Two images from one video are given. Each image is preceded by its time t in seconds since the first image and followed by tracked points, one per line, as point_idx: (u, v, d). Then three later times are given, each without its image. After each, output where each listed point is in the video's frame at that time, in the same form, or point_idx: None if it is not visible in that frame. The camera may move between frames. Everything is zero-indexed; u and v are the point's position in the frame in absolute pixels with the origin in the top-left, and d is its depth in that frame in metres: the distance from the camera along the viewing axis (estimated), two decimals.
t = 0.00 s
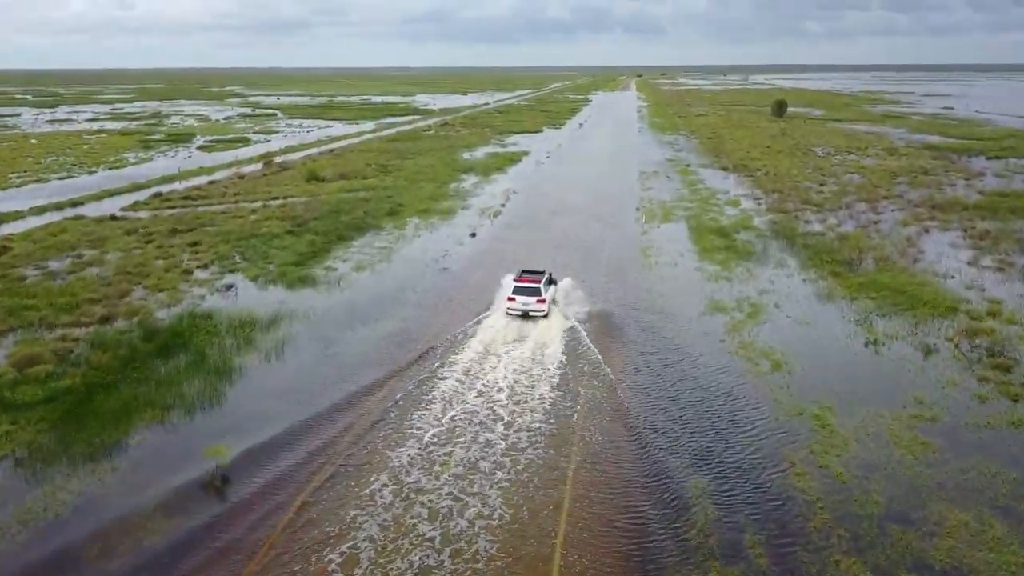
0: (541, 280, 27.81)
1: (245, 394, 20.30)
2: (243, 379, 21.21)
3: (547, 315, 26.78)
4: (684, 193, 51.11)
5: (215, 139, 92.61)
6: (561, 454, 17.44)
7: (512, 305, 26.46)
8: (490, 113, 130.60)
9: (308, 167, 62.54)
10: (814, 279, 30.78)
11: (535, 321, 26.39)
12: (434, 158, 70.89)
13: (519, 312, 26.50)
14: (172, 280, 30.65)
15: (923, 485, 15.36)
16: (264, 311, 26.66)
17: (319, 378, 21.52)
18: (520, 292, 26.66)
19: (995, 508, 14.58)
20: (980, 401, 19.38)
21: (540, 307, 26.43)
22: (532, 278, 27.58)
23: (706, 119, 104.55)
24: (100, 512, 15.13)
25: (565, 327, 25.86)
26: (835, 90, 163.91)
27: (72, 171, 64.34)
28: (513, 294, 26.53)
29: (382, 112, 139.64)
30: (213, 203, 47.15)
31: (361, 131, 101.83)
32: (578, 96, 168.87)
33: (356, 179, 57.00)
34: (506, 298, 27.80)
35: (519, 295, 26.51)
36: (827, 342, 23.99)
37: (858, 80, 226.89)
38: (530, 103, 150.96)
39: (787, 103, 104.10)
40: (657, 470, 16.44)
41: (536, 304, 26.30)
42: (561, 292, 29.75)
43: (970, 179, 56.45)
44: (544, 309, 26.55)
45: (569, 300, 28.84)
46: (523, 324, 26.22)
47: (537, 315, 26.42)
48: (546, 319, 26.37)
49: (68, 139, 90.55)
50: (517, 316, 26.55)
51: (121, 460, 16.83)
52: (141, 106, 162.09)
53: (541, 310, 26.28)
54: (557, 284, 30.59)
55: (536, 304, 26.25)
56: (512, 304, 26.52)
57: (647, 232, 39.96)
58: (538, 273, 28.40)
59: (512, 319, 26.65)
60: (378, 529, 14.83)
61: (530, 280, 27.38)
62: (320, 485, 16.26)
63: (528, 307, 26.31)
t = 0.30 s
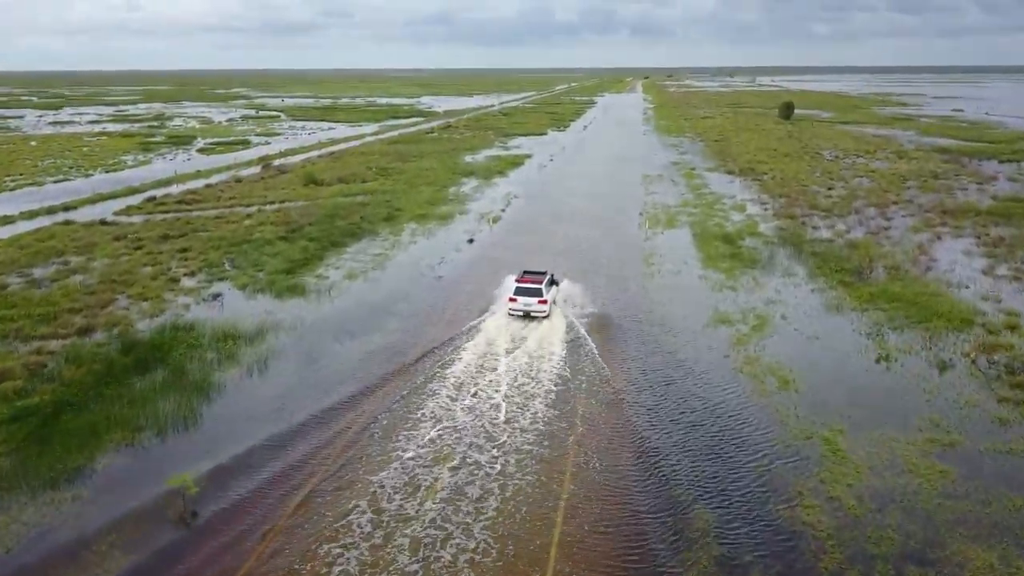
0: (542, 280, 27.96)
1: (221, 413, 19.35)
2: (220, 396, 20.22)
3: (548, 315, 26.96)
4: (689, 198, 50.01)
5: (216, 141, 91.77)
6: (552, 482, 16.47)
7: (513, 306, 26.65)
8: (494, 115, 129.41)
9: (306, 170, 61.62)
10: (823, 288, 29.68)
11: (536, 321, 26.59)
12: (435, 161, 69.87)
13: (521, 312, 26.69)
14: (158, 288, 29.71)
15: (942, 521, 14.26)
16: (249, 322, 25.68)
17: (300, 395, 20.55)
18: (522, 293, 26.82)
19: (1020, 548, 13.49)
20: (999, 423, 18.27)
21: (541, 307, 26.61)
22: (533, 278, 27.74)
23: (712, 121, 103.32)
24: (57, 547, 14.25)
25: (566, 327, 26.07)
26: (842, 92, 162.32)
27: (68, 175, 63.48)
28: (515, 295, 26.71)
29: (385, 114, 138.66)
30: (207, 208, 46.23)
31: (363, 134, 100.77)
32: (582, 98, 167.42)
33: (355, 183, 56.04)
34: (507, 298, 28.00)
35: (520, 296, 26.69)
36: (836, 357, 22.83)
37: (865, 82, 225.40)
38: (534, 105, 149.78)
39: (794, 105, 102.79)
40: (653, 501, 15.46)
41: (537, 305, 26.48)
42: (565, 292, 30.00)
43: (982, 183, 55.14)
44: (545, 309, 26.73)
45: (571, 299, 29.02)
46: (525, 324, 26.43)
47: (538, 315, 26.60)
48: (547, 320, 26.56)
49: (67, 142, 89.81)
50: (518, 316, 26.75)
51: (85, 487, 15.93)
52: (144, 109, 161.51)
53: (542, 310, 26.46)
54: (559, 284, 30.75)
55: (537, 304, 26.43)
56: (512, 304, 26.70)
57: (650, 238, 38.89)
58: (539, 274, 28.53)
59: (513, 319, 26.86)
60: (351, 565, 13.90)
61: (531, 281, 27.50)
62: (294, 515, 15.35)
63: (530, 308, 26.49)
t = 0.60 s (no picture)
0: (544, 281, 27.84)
1: (194, 435, 18.27)
2: (195, 417, 19.16)
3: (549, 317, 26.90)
4: (693, 202, 48.87)
5: (215, 144, 90.82)
6: (543, 513, 15.37)
7: (514, 306, 26.59)
8: (498, 117, 128.26)
9: (304, 173, 60.65)
10: (831, 298, 28.55)
11: (537, 322, 26.52)
12: (436, 164, 68.81)
13: (522, 313, 26.62)
14: (141, 297, 28.72)
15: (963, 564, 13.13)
16: (232, 336, 24.67)
17: (280, 416, 19.48)
18: (523, 293, 26.71)
19: None
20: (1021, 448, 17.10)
21: (542, 308, 26.51)
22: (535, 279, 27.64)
23: (718, 123, 102.09)
24: None
25: (568, 327, 26.16)
26: (849, 94, 160.72)
27: (62, 178, 62.54)
28: (517, 295, 26.61)
29: (388, 116, 137.63)
30: (200, 213, 45.27)
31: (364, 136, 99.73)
32: (587, 101, 166.18)
33: (353, 187, 55.03)
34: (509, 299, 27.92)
35: (521, 296, 26.60)
36: (845, 373, 21.67)
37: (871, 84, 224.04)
38: (538, 107, 148.58)
39: (801, 107, 101.47)
40: (651, 538, 14.36)
41: (538, 306, 26.38)
42: (566, 293, 30.05)
43: (994, 187, 53.82)
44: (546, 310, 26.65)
45: (572, 300, 28.98)
46: (526, 325, 26.37)
47: (539, 317, 26.51)
48: (548, 321, 26.48)
49: (66, 144, 89.01)
50: (519, 317, 26.70)
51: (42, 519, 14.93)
52: (147, 110, 161.02)
53: (543, 311, 26.36)
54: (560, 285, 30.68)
55: (538, 305, 26.32)
56: (514, 305, 26.62)
57: (652, 244, 37.78)
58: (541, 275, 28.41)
59: (514, 320, 26.81)
60: None
61: (533, 281, 27.38)
62: (263, 550, 14.30)
63: (531, 309, 26.41)
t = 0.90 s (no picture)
0: (546, 282, 28.02)
1: (164, 461, 17.25)
2: (166, 440, 18.14)
3: (551, 317, 27.04)
4: (697, 207, 47.77)
5: (214, 146, 89.93)
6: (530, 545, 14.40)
7: (516, 307, 26.80)
8: (501, 119, 127.19)
9: (301, 177, 59.69)
10: (839, 309, 27.44)
11: (539, 323, 26.65)
12: (436, 167, 67.78)
13: (523, 314, 26.83)
14: (123, 306, 27.77)
15: None
16: (213, 349, 23.67)
17: (257, 438, 18.45)
18: (525, 294, 26.93)
19: None
20: None
21: (543, 309, 26.65)
22: (536, 280, 27.80)
23: (723, 126, 100.91)
24: None
25: (568, 327, 26.30)
26: (855, 96, 159.41)
27: (56, 181, 61.68)
28: (518, 296, 26.84)
29: (391, 119, 136.76)
30: (192, 218, 44.36)
31: (365, 139, 98.76)
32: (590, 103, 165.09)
33: (350, 191, 54.06)
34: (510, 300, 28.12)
35: (522, 297, 26.81)
36: (855, 391, 20.53)
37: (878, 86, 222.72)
38: (543, 109, 147.56)
39: (807, 109, 100.23)
40: None
41: (539, 306, 26.53)
42: (567, 294, 30.23)
43: (1006, 192, 52.57)
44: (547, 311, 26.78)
45: (574, 301, 29.11)
46: (527, 326, 26.55)
47: (540, 317, 26.64)
48: (549, 323, 26.59)
49: (64, 147, 88.22)
50: (521, 317, 26.91)
51: None
52: (149, 112, 160.20)
53: (544, 312, 26.49)
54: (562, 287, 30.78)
55: (539, 306, 26.47)
56: (516, 305, 26.85)
57: (654, 251, 36.72)
58: (542, 276, 28.54)
59: (515, 321, 27.02)
60: None
61: (534, 283, 27.55)
62: None
63: (532, 310, 26.57)
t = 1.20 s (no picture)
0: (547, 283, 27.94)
1: (129, 490, 16.20)
2: (134, 464, 17.13)
3: (552, 318, 26.96)
4: (700, 211, 46.70)
5: (213, 148, 89.01)
6: None
7: (516, 307, 26.75)
8: (504, 120, 126.12)
9: (298, 179, 58.68)
10: (847, 320, 26.35)
11: (540, 323, 26.57)
12: (436, 169, 66.73)
13: (524, 314, 26.77)
14: (102, 315, 26.77)
15: None
16: (193, 362, 22.67)
17: (230, 462, 17.41)
18: (526, 294, 26.86)
19: None
20: None
21: (544, 310, 26.56)
22: (538, 281, 27.73)
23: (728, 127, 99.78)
24: None
25: (569, 328, 26.24)
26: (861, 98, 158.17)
27: (50, 184, 60.76)
28: (518, 296, 26.78)
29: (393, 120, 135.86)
30: (183, 222, 43.41)
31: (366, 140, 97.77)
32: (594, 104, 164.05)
33: (347, 194, 53.07)
34: (511, 300, 28.06)
35: (523, 297, 26.75)
36: (865, 409, 19.45)
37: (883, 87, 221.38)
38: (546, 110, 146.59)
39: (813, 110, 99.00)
40: None
41: (539, 307, 26.44)
42: (569, 294, 30.24)
43: (1018, 196, 51.35)
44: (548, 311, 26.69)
45: (575, 302, 29.04)
46: (527, 326, 26.49)
47: (541, 318, 26.57)
48: (550, 323, 26.51)
49: (62, 149, 87.39)
50: (522, 318, 26.85)
51: None
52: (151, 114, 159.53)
53: (544, 312, 26.41)
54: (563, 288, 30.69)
55: (540, 306, 26.39)
56: (517, 306, 26.81)
57: (655, 257, 35.64)
58: (543, 277, 28.47)
59: (517, 322, 26.94)
60: None
61: (535, 283, 27.46)
62: None
63: (532, 310, 26.51)
